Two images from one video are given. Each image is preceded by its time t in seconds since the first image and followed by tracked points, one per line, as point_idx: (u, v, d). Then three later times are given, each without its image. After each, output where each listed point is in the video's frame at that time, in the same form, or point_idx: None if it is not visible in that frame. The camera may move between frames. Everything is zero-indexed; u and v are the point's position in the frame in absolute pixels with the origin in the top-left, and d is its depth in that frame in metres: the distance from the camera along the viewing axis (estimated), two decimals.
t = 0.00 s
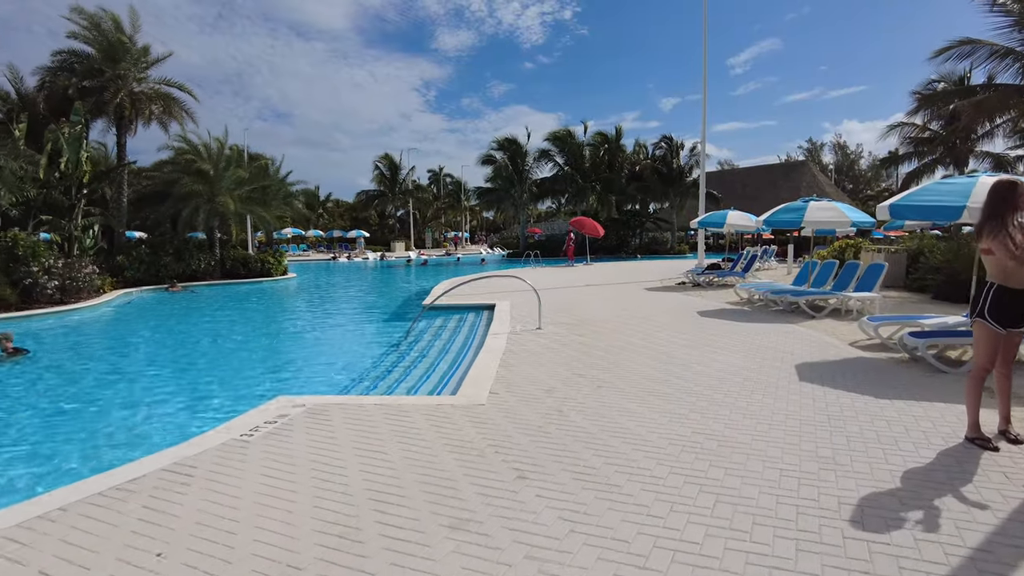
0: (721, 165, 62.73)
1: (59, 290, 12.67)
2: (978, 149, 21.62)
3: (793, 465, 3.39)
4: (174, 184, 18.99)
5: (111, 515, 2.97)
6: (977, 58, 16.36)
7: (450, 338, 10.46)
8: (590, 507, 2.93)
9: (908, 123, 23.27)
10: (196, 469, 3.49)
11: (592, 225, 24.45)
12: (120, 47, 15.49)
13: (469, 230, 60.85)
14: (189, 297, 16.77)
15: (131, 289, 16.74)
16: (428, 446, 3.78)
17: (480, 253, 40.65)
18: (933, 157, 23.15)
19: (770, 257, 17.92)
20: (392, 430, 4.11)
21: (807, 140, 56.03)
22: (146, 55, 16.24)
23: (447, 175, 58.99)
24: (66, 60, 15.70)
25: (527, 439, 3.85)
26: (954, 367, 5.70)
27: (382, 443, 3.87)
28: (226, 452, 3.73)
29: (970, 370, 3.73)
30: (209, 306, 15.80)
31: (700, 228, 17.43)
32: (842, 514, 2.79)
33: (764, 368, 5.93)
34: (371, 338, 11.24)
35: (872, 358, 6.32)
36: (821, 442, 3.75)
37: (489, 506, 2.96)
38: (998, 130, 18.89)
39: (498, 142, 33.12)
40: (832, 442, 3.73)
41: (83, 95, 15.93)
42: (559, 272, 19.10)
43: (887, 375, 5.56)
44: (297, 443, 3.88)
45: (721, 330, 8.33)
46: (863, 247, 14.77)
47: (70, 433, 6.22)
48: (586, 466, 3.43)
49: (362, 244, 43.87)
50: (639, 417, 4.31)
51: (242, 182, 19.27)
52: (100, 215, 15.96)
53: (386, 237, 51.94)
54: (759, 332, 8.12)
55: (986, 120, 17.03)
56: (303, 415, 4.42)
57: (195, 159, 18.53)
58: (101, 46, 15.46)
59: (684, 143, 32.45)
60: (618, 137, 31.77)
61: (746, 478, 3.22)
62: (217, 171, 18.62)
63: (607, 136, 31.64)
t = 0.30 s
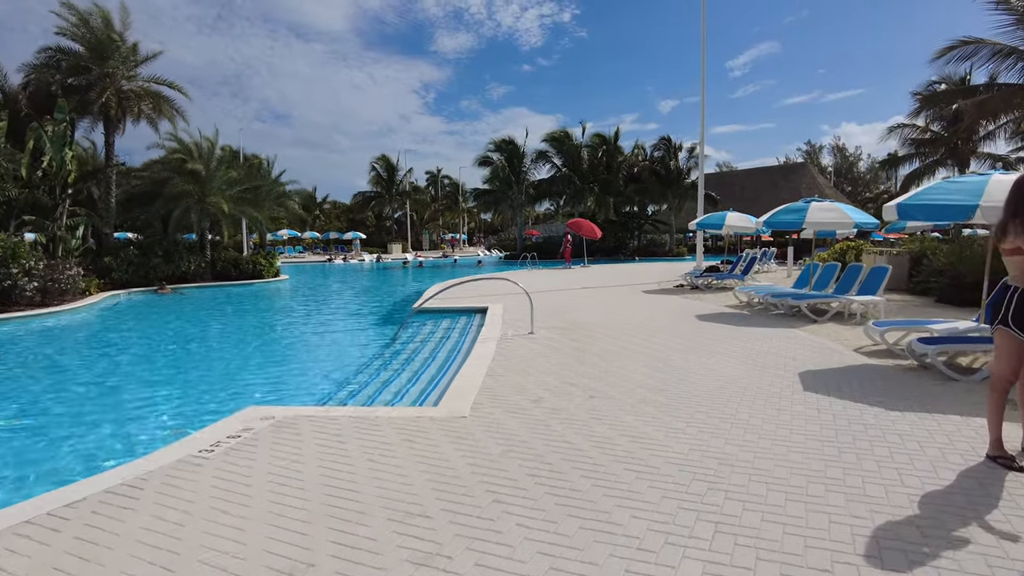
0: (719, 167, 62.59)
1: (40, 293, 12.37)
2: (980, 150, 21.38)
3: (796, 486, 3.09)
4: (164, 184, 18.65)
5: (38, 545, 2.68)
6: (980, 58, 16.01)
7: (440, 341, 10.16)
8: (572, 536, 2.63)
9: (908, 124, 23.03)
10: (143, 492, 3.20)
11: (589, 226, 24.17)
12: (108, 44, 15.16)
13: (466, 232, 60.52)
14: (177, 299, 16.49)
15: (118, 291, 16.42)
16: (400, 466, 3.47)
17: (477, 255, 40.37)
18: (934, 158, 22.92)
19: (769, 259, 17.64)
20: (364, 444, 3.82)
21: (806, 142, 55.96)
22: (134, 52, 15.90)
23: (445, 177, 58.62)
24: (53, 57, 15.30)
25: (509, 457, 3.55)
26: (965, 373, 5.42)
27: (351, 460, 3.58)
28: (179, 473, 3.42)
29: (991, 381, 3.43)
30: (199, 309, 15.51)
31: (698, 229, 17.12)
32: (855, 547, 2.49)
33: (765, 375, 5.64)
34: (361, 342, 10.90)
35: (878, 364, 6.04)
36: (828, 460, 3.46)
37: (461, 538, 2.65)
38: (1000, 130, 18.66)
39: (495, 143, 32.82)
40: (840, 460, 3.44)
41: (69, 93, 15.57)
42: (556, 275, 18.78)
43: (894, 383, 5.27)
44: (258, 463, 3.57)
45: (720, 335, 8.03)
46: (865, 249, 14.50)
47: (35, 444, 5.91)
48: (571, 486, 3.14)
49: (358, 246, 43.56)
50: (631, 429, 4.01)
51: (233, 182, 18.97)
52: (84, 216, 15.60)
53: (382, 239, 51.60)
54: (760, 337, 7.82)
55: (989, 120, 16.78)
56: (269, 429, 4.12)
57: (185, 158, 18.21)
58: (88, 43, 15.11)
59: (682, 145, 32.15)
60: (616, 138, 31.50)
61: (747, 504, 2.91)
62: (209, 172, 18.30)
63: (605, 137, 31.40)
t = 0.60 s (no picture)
0: (718, 172, 62.41)
1: (21, 297, 12.02)
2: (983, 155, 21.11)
3: (812, 523, 2.76)
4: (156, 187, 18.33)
5: None
6: (984, 61, 15.71)
7: (432, 349, 9.83)
8: None
9: (910, 128, 22.75)
10: (82, 527, 2.85)
11: (588, 231, 23.84)
12: (96, 45, 14.83)
13: (465, 236, 60.25)
14: (166, 304, 16.16)
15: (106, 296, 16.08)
16: (372, 497, 3.14)
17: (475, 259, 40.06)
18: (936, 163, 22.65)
19: (770, 264, 17.33)
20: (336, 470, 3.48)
21: (804, 147, 55.75)
22: (122, 53, 15.58)
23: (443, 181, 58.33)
24: (38, 58, 14.93)
25: (492, 487, 3.21)
26: (985, 388, 5.10)
27: (321, 490, 3.24)
28: (125, 504, 3.06)
29: None
30: (189, 314, 15.17)
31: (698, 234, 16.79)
32: None
33: (772, 389, 5.31)
34: (351, 349, 10.56)
35: (891, 377, 5.72)
36: (846, 489, 3.13)
37: None
38: (1004, 134, 18.38)
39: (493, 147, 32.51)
40: (859, 490, 3.11)
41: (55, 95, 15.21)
42: (553, 280, 18.47)
43: (911, 398, 4.95)
44: (216, 492, 3.23)
45: (723, 344, 7.69)
46: (868, 255, 14.19)
47: None
48: (560, 523, 2.81)
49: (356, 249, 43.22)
50: (628, 452, 3.67)
51: (224, 185, 18.66)
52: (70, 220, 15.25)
53: (380, 243, 51.28)
54: (764, 347, 7.48)
55: (994, 123, 16.50)
56: (235, 452, 3.77)
57: (178, 161, 17.91)
58: (75, 43, 14.76)
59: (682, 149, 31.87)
60: (615, 142, 31.24)
61: (757, 545, 2.58)
62: (200, 176, 17.97)
63: (604, 141, 31.18)
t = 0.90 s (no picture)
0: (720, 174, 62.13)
1: (6, 299, 11.71)
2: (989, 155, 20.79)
3: (844, 559, 2.44)
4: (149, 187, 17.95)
5: None
6: (992, 58, 15.40)
7: (428, 352, 9.51)
8: None
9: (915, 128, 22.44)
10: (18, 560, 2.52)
11: (589, 232, 23.53)
12: (85, 41, 14.55)
13: (465, 237, 59.93)
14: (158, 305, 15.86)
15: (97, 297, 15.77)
16: (349, 524, 2.82)
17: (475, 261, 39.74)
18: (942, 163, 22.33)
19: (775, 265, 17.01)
20: (312, 493, 3.15)
21: (806, 148, 55.48)
22: (111, 51, 15.31)
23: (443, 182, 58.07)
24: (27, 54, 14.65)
25: (482, 514, 2.88)
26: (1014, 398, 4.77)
27: (292, 516, 2.91)
28: (71, 535, 2.72)
29: None
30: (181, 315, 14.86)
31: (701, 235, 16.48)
32: None
33: (785, 399, 4.98)
34: (345, 352, 10.25)
35: (910, 386, 5.39)
36: (877, 517, 2.81)
37: None
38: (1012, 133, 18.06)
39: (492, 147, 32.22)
40: (892, 518, 2.78)
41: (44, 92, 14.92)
42: (553, 282, 18.15)
43: (935, 409, 4.62)
44: (177, 519, 2.90)
45: (730, 350, 7.36)
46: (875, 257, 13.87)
47: None
48: (557, 558, 2.49)
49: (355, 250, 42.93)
50: (632, 472, 3.35)
51: (219, 185, 18.37)
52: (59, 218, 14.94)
53: (379, 244, 50.98)
54: (774, 352, 7.16)
55: (1001, 122, 16.20)
56: (205, 471, 3.44)
57: (172, 161, 17.57)
58: (65, 39, 14.49)
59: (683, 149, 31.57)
60: (615, 142, 30.98)
61: None
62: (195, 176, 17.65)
63: (604, 141, 30.94)
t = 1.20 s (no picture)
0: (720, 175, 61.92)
1: None
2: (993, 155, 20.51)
3: None
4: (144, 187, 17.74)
5: None
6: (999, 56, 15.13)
7: (422, 356, 9.26)
8: None
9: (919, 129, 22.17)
10: None
11: (588, 233, 23.26)
12: (76, 38, 14.31)
13: (464, 239, 59.67)
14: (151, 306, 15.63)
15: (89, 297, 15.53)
16: (317, 556, 2.53)
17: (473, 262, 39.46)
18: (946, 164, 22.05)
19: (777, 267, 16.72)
20: (281, 518, 2.86)
21: (807, 150, 55.28)
22: (103, 48, 15.07)
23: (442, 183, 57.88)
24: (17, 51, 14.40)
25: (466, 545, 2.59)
26: None
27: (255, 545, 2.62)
28: (5, 569, 2.43)
29: None
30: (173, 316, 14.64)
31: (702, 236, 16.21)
32: None
33: (795, 411, 4.69)
34: (338, 355, 10.01)
35: (925, 396, 5.10)
36: (908, 549, 2.51)
37: None
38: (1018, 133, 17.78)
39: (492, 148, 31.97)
40: (924, 551, 2.49)
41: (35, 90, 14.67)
42: (552, 284, 17.85)
43: (955, 422, 4.34)
44: (128, 548, 2.60)
45: (734, 356, 7.07)
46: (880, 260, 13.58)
47: None
48: None
49: (354, 251, 42.69)
50: (632, 494, 3.07)
51: (213, 185, 18.13)
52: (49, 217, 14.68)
53: (378, 245, 50.75)
54: (779, 359, 6.87)
55: (1008, 122, 15.92)
56: (168, 491, 3.16)
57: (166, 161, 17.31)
58: (56, 36, 14.26)
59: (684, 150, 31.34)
60: (615, 143, 30.76)
61: None
62: (189, 176, 17.40)
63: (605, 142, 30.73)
